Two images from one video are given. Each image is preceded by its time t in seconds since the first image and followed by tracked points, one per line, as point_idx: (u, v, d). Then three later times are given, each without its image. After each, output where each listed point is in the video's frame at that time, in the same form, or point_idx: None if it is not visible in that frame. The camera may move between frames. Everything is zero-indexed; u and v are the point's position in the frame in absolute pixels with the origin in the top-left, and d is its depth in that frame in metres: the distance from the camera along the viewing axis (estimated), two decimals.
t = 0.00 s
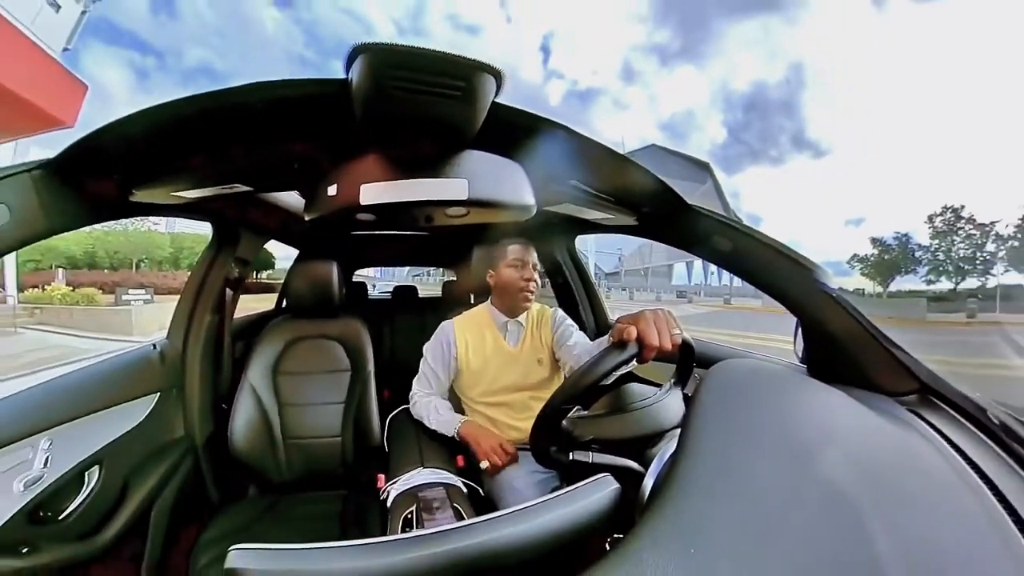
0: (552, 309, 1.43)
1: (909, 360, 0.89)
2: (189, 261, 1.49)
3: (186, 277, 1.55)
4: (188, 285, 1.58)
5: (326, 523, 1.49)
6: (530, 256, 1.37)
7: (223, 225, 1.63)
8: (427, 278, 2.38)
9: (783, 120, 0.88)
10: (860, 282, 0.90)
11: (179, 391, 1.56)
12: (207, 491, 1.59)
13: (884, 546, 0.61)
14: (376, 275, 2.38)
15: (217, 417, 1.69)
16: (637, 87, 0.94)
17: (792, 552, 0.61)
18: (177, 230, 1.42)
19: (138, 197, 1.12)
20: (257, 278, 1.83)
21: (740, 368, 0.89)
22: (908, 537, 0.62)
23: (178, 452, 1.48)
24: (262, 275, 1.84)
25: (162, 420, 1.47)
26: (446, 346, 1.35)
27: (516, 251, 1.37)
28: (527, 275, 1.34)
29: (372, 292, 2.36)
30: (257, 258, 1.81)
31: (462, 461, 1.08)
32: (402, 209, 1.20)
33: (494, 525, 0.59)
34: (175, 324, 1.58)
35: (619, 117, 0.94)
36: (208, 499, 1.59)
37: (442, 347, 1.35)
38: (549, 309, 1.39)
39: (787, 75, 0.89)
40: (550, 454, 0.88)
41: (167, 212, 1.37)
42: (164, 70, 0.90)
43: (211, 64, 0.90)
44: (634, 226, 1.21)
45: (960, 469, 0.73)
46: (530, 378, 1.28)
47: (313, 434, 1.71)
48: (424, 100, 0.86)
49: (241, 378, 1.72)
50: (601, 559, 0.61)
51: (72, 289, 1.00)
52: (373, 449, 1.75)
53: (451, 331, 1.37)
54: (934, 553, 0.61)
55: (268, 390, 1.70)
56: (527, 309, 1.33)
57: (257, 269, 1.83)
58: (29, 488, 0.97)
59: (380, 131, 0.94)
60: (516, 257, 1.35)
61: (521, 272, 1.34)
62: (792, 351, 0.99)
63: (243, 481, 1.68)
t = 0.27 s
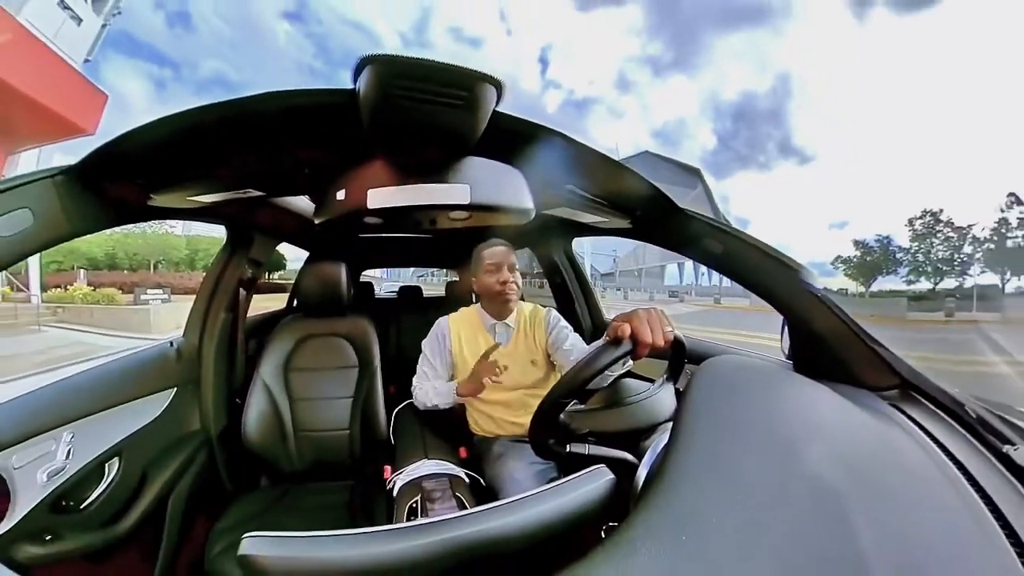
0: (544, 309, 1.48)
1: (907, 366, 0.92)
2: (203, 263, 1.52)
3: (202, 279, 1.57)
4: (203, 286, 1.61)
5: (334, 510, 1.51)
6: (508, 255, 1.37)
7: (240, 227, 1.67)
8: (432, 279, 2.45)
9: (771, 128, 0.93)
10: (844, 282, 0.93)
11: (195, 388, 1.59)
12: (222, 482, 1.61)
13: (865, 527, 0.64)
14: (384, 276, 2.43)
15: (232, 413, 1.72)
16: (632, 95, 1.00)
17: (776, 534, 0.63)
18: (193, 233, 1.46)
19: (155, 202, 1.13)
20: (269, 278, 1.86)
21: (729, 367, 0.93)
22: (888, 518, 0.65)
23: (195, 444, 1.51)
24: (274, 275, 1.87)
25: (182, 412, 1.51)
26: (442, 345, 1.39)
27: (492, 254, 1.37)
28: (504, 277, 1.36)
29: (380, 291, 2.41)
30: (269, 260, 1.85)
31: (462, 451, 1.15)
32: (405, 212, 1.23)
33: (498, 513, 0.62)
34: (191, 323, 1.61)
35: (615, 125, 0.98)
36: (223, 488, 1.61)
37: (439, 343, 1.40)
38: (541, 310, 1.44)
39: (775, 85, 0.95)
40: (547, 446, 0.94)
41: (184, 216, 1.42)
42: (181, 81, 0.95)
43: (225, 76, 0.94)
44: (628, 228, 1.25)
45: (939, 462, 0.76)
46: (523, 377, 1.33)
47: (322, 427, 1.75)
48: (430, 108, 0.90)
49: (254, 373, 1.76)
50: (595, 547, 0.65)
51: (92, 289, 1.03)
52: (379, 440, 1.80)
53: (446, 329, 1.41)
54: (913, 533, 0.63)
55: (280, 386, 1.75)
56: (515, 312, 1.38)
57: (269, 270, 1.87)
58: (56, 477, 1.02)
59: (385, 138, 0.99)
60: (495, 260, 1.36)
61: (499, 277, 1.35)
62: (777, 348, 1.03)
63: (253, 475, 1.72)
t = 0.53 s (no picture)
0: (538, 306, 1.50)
1: (884, 359, 0.96)
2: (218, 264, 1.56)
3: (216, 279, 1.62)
4: (217, 291, 1.67)
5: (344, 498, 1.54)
6: (489, 260, 1.39)
7: (254, 228, 1.74)
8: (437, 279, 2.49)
9: (760, 136, 0.99)
10: (828, 282, 0.98)
11: (210, 383, 1.67)
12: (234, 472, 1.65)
13: (845, 514, 0.68)
14: (390, 278, 2.42)
15: (245, 407, 1.78)
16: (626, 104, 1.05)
17: (761, 523, 0.68)
18: (207, 236, 1.50)
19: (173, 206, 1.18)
20: (280, 278, 1.90)
21: (718, 361, 0.98)
22: (867, 506, 0.70)
23: (208, 438, 1.54)
24: (285, 276, 1.90)
25: (197, 406, 1.58)
26: (442, 342, 1.43)
27: (475, 261, 1.39)
28: (487, 282, 1.37)
29: (386, 290, 2.42)
30: (280, 261, 1.90)
31: (467, 447, 1.23)
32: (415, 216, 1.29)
33: (498, 501, 0.67)
34: (207, 321, 1.69)
35: (609, 134, 1.03)
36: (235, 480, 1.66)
37: (438, 346, 1.43)
38: (535, 307, 1.47)
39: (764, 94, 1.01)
40: (545, 438, 0.99)
41: (203, 220, 1.48)
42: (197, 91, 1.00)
43: (238, 85, 0.99)
44: (622, 230, 1.27)
45: (918, 449, 0.81)
46: (520, 373, 1.37)
47: (330, 419, 1.79)
48: (433, 118, 0.94)
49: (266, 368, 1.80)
50: (592, 534, 0.68)
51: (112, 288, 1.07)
52: (386, 434, 1.80)
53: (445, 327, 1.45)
54: (890, 519, 0.68)
55: (290, 379, 1.79)
56: (505, 313, 1.40)
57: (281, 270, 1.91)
58: (76, 467, 1.06)
59: (393, 146, 1.04)
60: (477, 267, 1.38)
61: (481, 282, 1.36)
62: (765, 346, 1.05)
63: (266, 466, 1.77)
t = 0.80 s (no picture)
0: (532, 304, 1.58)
1: (874, 359, 1.02)
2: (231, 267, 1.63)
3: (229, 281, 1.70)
4: (229, 292, 1.73)
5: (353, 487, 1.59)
6: (482, 262, 1.44)
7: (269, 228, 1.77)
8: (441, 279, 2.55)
9: (748, 144, 1.04)
10: (813, 283, 1.04)
11: (224, 379, 1.70)
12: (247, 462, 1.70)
13: (829, 501, 0.72)
14: (396, 278, 2.50)
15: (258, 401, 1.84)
16: (621, 114, 1.11)
17: (748, 510, 0.72)
18: (222, 239, 1.56)
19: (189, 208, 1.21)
20: (292, 279, 2.00)
21: (709, 358, 1.03)
22: (850, 494, 0.74)
23: (223, 432, 1.59)
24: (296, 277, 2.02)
25: (212, 400, 1.61)
26: (442, 342, 1.48)
27: (468, 262, 1.44)
28: (480, 285, 1.43)
29: (392, 288, 2.51)
30: (292, 262, 1.99)
31: (469, 440, 1.30)
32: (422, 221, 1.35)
33: (498, 490, 0.71)
34: (222, 318, 1.74)
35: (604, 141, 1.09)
36: (249, 471, 1.71)
37: (438, 345, 1.48)
38: (529, 305, 1.54)
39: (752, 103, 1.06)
40: (544, 431, 1.02)
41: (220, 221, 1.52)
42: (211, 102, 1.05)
43: (249, 95, 1.04)
44: (619, 233, 1.32)
45: (898, 444, 0.85)
46: (518, 369, 1.43)
47: (340, 413, 1.83)
48: (437, 126, 0.99)
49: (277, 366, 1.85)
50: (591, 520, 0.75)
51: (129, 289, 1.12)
52: (391, 428, 1.87)
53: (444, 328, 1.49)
54: (872, 505, 0.72)
55: (300, 374, 1.84)
56: (500, 312, 1.47)
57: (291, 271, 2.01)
58: (97, 461, 1.11)
59: (399, 152, 1.09)
60: (469, 270, 1.43)
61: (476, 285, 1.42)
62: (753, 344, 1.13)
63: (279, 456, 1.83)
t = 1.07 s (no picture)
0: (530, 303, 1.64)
1: (856, 355, 1.07)
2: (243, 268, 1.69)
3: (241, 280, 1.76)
4: (242, 290, 1.80)
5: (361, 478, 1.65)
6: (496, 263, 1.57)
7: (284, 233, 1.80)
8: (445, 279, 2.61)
9: (736, 151, 1.12)
10: (799, 283, 1.09)
11: (237, 375, 1.77)
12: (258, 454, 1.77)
13: (816, 493, 0.77)
14: (402, 279, 2.58)
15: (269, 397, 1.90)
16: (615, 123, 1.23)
17: (737, 498, 0.77)
18: (237, 241, 1.61)
19: (206, 213, 1.24)
20: (303, 279, 2.02)
21: (699, 354, 1.08)
22: (836, 487, 0.78)
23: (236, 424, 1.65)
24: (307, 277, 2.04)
25: (225, 395, 1.68)
26: (446, 340, 1.54)
27: (483, 261, 1.55)
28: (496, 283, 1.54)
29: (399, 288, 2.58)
30: (302, 263, 1.99)
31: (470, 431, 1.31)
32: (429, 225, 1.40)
33: (499, 481, 0.75)
34: (235, 317, 1.81)
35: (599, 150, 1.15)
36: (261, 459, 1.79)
37: (444, 343, 1.55)
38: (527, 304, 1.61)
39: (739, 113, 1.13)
40: (543, 425, 1.08)
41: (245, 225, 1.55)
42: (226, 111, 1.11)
43: (262, 105, 1.10)
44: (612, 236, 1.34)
45: (880, 438, 0.90)
46: (517, 363, 1.49)
47: (348, 407, 1.88)
48: (440, 133, 1.03)
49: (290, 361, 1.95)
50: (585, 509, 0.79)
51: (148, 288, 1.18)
52: (398, 422, 1.91)
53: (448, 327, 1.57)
54: (853, 494, 0.77)
55: (311, 370, 1.89)
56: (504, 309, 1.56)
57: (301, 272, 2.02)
58: (118, 452, 1.16)
59: (405, 160, 1.14)
60: (486, 268, 1.54)
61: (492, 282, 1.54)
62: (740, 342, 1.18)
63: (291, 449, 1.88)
